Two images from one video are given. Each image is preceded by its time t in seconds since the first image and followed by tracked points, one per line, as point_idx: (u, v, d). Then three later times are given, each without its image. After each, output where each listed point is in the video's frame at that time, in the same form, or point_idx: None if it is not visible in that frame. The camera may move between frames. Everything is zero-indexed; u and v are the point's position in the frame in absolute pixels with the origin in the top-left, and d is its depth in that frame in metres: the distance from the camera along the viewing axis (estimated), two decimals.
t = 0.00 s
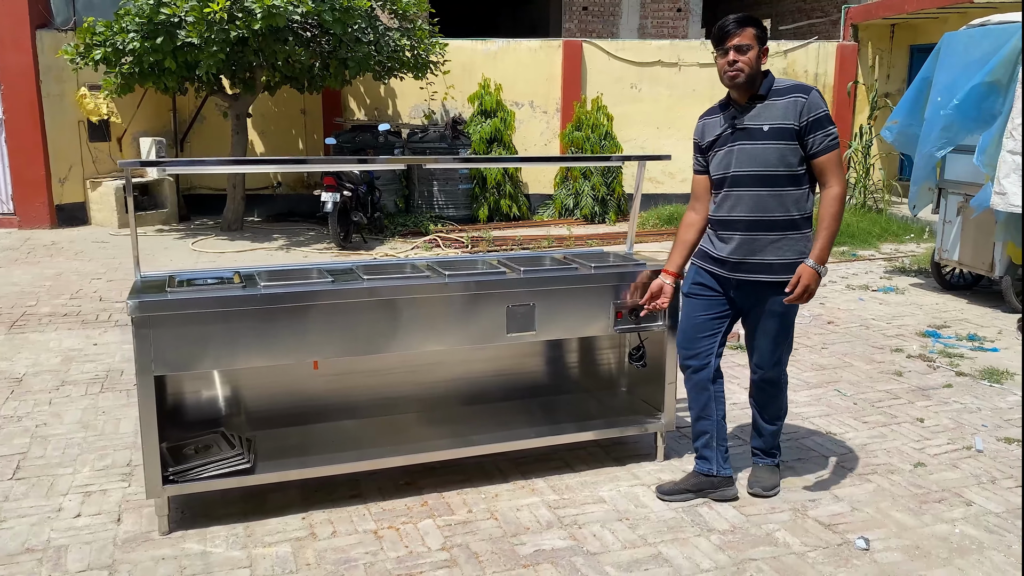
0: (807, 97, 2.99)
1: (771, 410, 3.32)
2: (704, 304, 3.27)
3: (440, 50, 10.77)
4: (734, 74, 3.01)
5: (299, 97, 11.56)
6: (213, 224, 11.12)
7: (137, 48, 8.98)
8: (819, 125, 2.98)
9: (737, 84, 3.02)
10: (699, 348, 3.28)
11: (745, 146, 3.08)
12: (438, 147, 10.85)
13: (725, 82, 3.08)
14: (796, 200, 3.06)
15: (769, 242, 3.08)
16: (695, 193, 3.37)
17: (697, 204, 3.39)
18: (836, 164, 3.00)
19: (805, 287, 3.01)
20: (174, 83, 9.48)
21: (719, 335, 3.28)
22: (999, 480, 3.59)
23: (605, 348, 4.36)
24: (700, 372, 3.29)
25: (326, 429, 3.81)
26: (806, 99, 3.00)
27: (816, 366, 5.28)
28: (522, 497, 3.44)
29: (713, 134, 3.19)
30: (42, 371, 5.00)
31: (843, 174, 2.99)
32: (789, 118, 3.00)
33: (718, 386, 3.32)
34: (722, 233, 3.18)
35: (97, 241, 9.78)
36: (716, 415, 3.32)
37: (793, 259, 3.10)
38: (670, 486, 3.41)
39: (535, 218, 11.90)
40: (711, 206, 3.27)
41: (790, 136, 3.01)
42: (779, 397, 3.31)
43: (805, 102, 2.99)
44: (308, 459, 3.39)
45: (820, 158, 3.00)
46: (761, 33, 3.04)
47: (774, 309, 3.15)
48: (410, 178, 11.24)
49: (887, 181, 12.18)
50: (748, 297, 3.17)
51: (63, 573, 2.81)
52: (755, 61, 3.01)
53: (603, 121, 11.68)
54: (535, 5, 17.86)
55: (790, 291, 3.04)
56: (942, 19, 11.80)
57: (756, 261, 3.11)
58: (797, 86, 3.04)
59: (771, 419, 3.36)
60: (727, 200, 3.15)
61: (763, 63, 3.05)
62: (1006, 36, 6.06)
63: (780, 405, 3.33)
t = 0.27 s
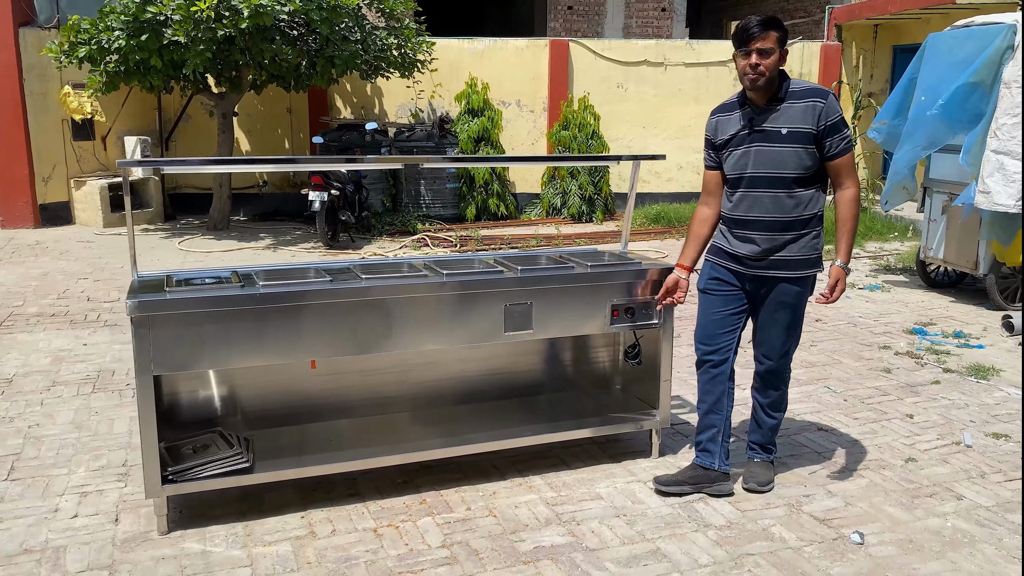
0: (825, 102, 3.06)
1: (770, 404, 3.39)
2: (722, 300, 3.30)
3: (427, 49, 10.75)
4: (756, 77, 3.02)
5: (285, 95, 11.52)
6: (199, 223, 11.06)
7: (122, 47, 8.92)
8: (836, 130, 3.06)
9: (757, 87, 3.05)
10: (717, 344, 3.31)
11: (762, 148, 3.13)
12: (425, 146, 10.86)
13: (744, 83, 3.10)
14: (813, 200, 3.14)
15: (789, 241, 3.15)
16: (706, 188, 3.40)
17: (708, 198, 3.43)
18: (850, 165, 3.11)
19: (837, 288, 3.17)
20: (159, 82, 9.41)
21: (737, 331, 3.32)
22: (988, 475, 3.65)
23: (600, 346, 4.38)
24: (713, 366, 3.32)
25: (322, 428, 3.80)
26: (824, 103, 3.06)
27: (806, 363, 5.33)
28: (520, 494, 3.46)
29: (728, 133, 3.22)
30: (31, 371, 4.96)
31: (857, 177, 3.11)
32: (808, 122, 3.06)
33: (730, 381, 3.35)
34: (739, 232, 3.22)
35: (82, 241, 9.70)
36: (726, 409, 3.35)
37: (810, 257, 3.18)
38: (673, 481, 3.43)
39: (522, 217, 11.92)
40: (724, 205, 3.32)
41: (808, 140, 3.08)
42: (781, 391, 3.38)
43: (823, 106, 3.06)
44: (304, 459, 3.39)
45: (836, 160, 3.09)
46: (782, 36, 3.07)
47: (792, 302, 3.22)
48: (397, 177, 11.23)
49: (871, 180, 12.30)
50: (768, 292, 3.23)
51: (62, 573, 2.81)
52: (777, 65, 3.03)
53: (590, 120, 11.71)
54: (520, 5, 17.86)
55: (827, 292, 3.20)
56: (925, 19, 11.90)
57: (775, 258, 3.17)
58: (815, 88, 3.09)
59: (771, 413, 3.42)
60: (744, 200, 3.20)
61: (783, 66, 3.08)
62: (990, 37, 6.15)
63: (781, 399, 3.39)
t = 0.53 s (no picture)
0: (836, 105, 3.14)
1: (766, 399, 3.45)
2: (728, 299, 3.33)
3: (416, 48, 10.73)
4: (768, 75, 3.06)
5: (273, 94, 11.48)
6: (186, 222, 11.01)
7: (109, 44, 8.86)
8: (844, 133, 3.16)
9: (769, 85, 3.08)
10: (724, 342, 3.35)
11: (774, 147, 3.17)
12: (414, 144, 10.87)
13: (755, 82, 3.13)
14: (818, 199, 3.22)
15: (797, 238, 3.21)
16: (707, 184, 3.40)
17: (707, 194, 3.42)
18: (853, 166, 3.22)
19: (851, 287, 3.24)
20: (146, 80, 9.35)
21: (742, 328, 3.36)
22: (977, 469, 3.72)
23: (594, 344, 4.41)
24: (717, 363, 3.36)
25: (320, 427, 3.81)
26: (835, 106, 3.14)
27: (796, 360, 5.39)
28: (518, 490, 3.49)
29: (737, 130, 3.24)
30: (23, 370, 4.94)
31: (860, 177, 3.22)
32: (820, 124, 3.14)
33: (733, 378, 3.39)
34: (747, 229, 3.26)
35: (68, 240, 9.64)
36: (727, 405, 3.39)
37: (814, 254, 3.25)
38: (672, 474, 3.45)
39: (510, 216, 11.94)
40: (729, 203, 3.34)
41: (819, 141, 3.15)
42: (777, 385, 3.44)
43: (834, 109, 3.14)
44: (302, 457, 3.40)
45: (841, 162, 3.18)
46: (792, 34, 3.10)
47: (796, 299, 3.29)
48: (385, 176, 11.23)
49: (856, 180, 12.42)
50: (774, 289, 3.29)
51: (63, 571, 2.81)
52: (788, 62, 3.07)
53: (578, 120, 11.76)
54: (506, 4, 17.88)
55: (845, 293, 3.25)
56: (909, 21, 12.02)
57: (782, 254, 3.23)
58: (823, 90, 3.16)
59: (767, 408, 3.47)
60: (753, 198, 3.23)
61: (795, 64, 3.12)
62: (974, 39, 6.24)
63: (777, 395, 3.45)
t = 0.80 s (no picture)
0: (839, 109, 3.21)
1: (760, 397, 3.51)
2: (726, 299, 3.37)
3: (406, 48, 10.74)
4: (774, 74, 3.11)
5: (262, 93, 11.46)
6: (176, 221, 10.98)
7: (99, 42, 8.82)
8: (845, 137, 3.24)
9: (775, 85, 3.13)
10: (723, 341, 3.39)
11: (778, 147, 3.21)
12: (404, 144, 10.89)
13: (761, 82, 3.17)
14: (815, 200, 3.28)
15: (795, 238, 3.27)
16: (702, 181, 3.43)
17: (701, 190, 3.44)
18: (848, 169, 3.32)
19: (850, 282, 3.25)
20: (136, 78, 9.31)
21: (740, 326, 3.40)
22: (965, 465, 3.78)
23: (588, 342, 4.45)
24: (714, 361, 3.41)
25: (317, 424, 3.83)
26: (838, 111, 3.21)
27: (786, 358, 5.46)
28: (515, 486, 3.52)
29: (740, 128, 3.26)
30: (16, 369, 4.93)
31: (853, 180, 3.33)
32: (823, 127, 3.20)
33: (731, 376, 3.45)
34: (747, 228, 3.29)
35: (57, 239, 9.59)
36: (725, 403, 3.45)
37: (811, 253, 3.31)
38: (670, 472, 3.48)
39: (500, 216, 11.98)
40: (727, 201, 3.37)
41: (821, 143, 3.22)
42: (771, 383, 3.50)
43: (837, 113, 3.21)
44: (299, 454, 3.41)
45: (840, 165, 3.27)
46: (797, 37, 3.16)
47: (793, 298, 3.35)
48: (376, 175, 11.23)
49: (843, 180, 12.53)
50: (773, 289, 3.34)
51: (64, 568, 2.82)
52: (792, 63, 3.12)
53: (568, 120, 11.80)
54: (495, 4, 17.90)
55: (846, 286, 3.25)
56: (895, 23, 12.13)
57: (781, 254, 3.27)
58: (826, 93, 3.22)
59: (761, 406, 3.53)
60: (754, 197, 3.27)
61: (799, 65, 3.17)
62: (961, 41, 6.30)
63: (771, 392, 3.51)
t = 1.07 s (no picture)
0: (834, 112, 3.28)
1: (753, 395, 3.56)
2: (721, 298, 3.40)
3: (398, 48, 10.75)
4: (772, 73, 3.15)
5: (254, 93, 11.45)
6: (167, 220, 10.95)
7: (90, 41, 8.80)
8: (839, 139, 3.32)
9: (772, 85, 3.17)
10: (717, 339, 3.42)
11: (774, 147, 3.27)
12: (395, 144, 10.89)
13: (758, 82, 3.22)
14: (809, 200, 3.34)
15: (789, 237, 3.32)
16: (696, 179, 3.47)
17: (696, 189, 3.48)
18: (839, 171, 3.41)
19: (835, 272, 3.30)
20: (128, 77, 9.29)
21: (733, 325, 3.44)
22: (954, 461, 3.85)
23: (583, 340, 4.48)
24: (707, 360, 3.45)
25: (314, 421, 3.84)
26: (833, 114, 3.29)
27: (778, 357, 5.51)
28: (512, 483, 3.56)
29: (737, 127, 3.31)
30: (11, 368, 4.93)
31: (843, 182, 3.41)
32: (819, 129, 3.27)
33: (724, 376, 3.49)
34: (742, 227, 3.33)
35: (48, 238, 9.56)
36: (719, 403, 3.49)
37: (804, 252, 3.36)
38: (664, 471, 3.52)
39: (492, 216, 12.01)
40: (722, 199, 3.41)
41: (817, 145, 3.28)
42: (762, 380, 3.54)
43: (832, 116, 3.28)
44: (297, 451, 3.43)
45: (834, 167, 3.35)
46: (793, 38, 3.22)
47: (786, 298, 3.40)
48: (368, 175, 11.25)
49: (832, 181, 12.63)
50: (766, 288, 3.39)
51: (66, 564, 2.84)
52: (789, 63, 3.17)
53: (559, 120, 11.85)
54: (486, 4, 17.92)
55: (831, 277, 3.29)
56: (883, 25, 12.23)
57: (775, 253, 3.32)
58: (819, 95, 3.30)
59: (753, 404, 3.58)
60: (750, 196, 3.31)
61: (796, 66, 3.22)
62: (950, 44, 6.35)
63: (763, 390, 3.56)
